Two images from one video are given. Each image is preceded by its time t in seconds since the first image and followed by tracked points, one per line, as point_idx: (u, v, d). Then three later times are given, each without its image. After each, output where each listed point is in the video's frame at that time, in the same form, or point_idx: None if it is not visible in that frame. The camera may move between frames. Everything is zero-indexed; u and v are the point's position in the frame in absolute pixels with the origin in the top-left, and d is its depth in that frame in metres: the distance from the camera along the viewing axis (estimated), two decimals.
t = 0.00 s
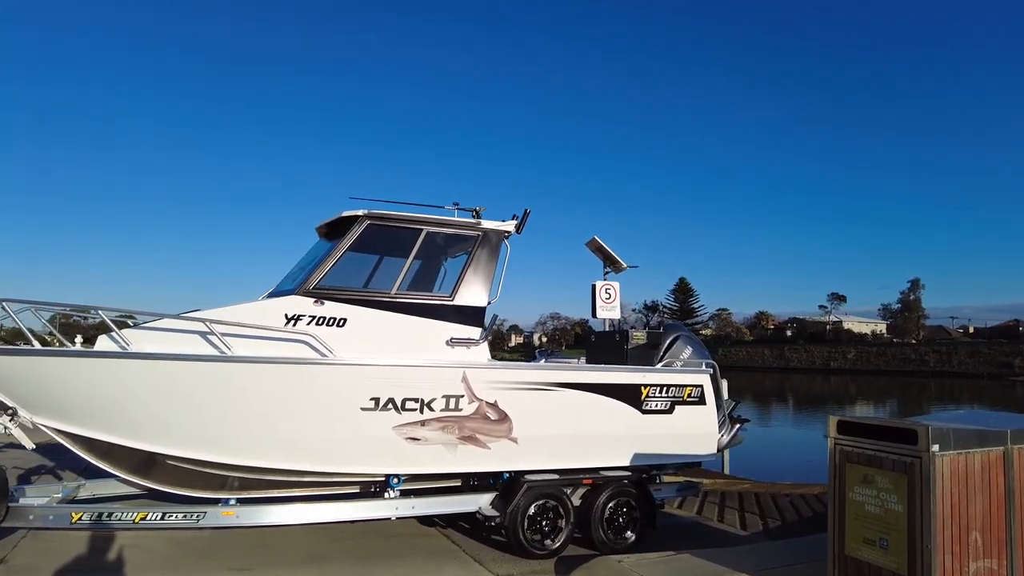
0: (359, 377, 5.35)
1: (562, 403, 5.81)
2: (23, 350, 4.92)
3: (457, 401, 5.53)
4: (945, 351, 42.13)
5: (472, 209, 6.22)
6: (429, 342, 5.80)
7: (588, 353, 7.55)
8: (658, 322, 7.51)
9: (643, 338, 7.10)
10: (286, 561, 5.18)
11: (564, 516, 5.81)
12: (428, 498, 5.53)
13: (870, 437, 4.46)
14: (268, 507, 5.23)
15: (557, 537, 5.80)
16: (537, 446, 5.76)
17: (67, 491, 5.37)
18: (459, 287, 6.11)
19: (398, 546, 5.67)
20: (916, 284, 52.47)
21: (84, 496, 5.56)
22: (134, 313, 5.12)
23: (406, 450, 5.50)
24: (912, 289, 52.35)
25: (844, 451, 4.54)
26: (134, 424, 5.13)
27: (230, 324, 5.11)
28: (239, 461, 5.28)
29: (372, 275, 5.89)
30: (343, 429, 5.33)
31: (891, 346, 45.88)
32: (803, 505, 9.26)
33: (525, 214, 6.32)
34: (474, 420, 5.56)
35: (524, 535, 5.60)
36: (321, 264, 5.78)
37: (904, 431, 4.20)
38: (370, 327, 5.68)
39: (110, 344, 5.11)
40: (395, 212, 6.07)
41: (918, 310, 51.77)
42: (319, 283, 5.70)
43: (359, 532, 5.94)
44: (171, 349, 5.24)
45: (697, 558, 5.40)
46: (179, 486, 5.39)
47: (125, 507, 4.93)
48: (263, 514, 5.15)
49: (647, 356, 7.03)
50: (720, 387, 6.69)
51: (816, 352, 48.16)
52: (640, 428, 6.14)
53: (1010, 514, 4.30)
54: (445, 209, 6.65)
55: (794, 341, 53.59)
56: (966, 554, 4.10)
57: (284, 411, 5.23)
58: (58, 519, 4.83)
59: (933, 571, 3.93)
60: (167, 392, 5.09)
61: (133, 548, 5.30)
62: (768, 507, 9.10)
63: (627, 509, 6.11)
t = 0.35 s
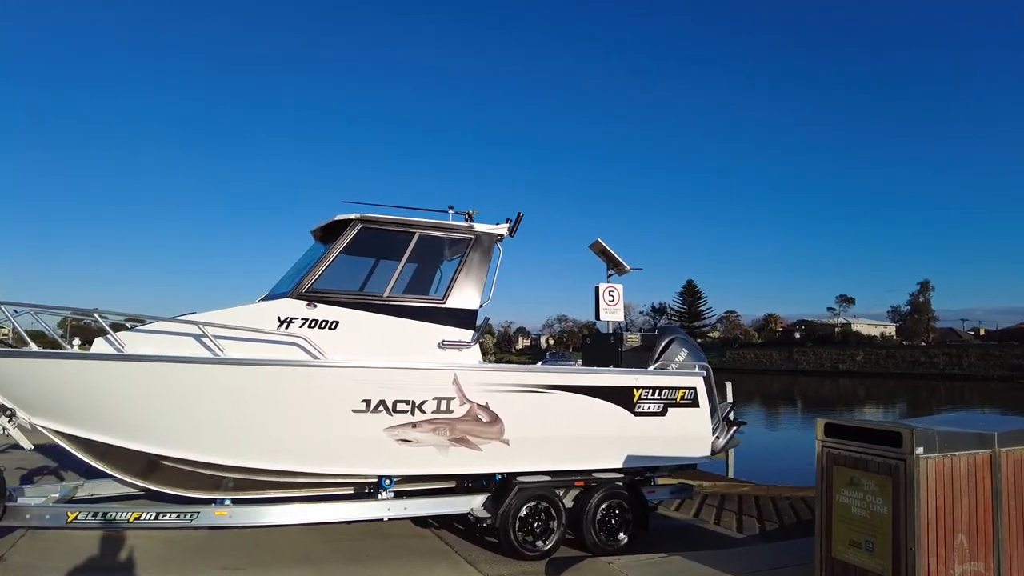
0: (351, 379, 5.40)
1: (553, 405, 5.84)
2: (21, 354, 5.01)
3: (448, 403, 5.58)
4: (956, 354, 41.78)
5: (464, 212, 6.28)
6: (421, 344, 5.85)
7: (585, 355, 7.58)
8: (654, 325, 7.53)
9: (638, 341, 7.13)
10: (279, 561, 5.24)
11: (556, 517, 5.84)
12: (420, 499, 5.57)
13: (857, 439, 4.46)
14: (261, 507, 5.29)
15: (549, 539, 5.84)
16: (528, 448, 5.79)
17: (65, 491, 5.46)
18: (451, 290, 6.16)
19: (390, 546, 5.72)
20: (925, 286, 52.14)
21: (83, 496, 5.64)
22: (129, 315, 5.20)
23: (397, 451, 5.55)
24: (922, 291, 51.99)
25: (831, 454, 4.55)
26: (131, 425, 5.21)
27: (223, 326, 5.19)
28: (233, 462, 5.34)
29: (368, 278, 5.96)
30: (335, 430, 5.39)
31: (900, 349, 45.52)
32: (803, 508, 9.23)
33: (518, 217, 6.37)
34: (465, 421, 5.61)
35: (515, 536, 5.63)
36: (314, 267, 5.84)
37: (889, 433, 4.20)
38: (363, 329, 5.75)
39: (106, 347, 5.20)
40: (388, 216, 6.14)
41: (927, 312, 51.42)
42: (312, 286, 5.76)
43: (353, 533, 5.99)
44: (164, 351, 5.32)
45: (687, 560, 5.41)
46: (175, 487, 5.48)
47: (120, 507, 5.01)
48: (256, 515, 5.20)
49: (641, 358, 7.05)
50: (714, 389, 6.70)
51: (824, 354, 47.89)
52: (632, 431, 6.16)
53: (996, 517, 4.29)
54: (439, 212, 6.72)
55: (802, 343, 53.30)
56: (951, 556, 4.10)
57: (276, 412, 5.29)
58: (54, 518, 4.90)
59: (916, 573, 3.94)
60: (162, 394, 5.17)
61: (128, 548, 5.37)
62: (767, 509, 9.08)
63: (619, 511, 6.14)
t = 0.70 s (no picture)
0: (344, 380, 5.46)
1: (546, 406, 5.88)
2: (20, 354, 5.09)
3: (441, 404, 5.63)
4: (963, 355, 41.50)
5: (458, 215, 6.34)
6: (414, 345, 5.90)
7: (581, 355, 7.62)
8: (650, 326, 7.56)
9: (632, 342, 7.16)
10: (273, 560, 5.30)
11: (548, 517, 5.88)
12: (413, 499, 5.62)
13: (844, 440, 4.48)
14: (256, 507, 5.35)
15: (541, 539, 5.87)
16: (521, 448, 5.84)
17: (64, 490, 5.54)
18: (445, 291, 6.21)
19: (384, 546, 5.77)
20: (932, 287, 51.87)
21: (82, 495, 5.72)
22: (124, 317, 5.28)
23: (390, 452, 5.60)
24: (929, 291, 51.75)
25: (818, 454, 4.57)
26: (128, 425, 5.28)
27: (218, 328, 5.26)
28: (228, 462, 5.40)
29: (363, 280, 6.02)
30: (329, 430, 5.44)
31: (908, 350, 45.22)
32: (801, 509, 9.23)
33: (512, 219, 6.42)
34: (457, 422, 5.66)
35: (507, 536, 5.68)
36: (308, 269, 5.91)
37: (875, 434, 4.22)
38: (356, 331, 5.81)
39: (104, 348, 5.29)
40: (382, 218, 6.20)
41: (934, 313, 51.17)
42: (306, 287, 5.83)
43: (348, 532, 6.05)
44: (160, 352, 5.39)
45: (679, 560, 5.44)
46: (173, 488, 5.56)
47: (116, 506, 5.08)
48: (250, 514, 5.27)
49: (635, 359, 7.09)
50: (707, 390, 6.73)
51: (830, 355, 47.72)
52: (625, 431, 6.20)
53: (983, 518, 4.31)
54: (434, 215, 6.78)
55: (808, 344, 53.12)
56: (937, 557, 4.12)
57: (270, 412, 5.35)
58: (52, 517, 4.98)
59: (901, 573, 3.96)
60: (159, 394, 5.24)
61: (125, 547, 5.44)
62: (765, 510, 9.09)
63: (612, 511, 6.17)
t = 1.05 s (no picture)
0: (341, 379, 5.49)
1: (542, 406, 5.91)
2: (20, 353, 5.13)
3: (437, 403, 5.66)
4: (965, 355, 41.44)
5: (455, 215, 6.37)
6: (411, 345, 5.93)
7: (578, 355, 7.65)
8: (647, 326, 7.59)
9: (630, 342, 7.19)
10: (269, 558, 5.33)
11: (544, 516, 5.91)
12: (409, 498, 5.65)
13: (837, 441, 4.50)
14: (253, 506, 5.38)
15: (537, 538, 5.90)
16: (517, 448, 5.86)
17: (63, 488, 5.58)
18: (441, 291, 6.24)
19: (381, 545, 5.80)
20: (934, 287, 51.81)
21: (81, 493, 5.77)
22: (123, 316, 5.32)
23: (387, 451, 5.63)
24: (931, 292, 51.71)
25: (812, 455, 4.59)
26: (127, 424, 5.31)
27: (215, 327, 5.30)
28: (226, 460, 5.43)
29: (360, 280, 6.05)
30: (326, 430, 5.47)
31: (910, 350, 45.18)
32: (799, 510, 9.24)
33: (509, 220, 6.45)
34: (454, 422, 5.69)
35: (503, 535, 5.70)
36: (306, 270, 5.94)
37: (867, 435, 4.24)
38: (353, 331, 5.84)
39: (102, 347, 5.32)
40: (380, 219, 6.23)
41: (936, 313, 51.11)
42: (303, 288, 5.86)
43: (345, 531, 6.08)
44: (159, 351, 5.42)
45: (673, 560, 5.46)
46: (172, 486, 5.53)
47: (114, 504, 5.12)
48: (246, 512, 5.30)
49: (632, 360, 7.11)
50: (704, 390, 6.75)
51: (831, 355, 47.69)
52: (622, 432, 6.22)
53: (975, 518, 4.32)
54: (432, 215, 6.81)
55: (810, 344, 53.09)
56: (929, 557, 4.14)
57: (267, 411, 5.38)
58: (50, 514, 5.02)
59: (892, 573, 3.98)
60: (157, 393, 5.27)
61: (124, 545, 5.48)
62: (763, 510, 9.11)
63: (608, 511, 6.20)
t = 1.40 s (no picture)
0: (341, 377, 5.49)
1: (542, 405, 5.91)
2: (21, 351, 5.14)
3: (437, 402, 5.66)
4: (967, 356, 41.38)
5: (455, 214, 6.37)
6: (411, 343, 5.94)
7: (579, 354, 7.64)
8: (648, 325, 7.58)
9: (630, 341, 7.19)
10: (269, 556, 5.34)
11: (543, 515, 5.91)
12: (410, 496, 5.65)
13: (838, 440, 4.50)
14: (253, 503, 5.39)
15: (537, 537, 5.90)
16: (517, 446, 5.86)
17: (64, 485, 5.58)
18: (442, 290, 6.24)
19: (381, 543, 5.80)
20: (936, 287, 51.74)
21: (82, 490, 5.77)
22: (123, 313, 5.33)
23: (388, 449, 5.63)
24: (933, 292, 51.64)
25: (812, 454, 4.59)
26: (128, 422, 5.32)
27: (216, 325, 5.30)
28: (227, 458, 5.43)
29: (360, 279, 6.05)
30: (326, 427, 5.47)
31: (912, 351, 45.12)
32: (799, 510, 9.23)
33: (510, 219, 6.45)
34: (454, 420, 5.69)
35: (503, 533, 5.70)
36: (306, 268, 5.94)
37: (868, 434, 4.24)
38: (354, 329, 5.84)
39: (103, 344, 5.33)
40: (380, 217, 6.23)
41: (938, 314, 51.05)
42: (304, 286, 5.86)
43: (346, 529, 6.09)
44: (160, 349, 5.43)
45: (673, 559, 5.46)
46: (173, 484, 5.54)
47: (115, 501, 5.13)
48: (246, 510, 5.31)
49: (633, 359, 7.10)
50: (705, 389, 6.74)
51: (833, 355, 47.65)
52: (622, 431, 6.22)
53: (976, 518, 4.32)
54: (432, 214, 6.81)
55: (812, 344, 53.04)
56: (928, 557, 4.13)
57: (268, 409, 5.39)
58: (51, 511, 5.03)
59: (892, 572, 3.97)
60: (159, 391, 5.28)
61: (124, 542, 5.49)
62: (763, 510, 9.10)
63: (608, 510, 6.19)
